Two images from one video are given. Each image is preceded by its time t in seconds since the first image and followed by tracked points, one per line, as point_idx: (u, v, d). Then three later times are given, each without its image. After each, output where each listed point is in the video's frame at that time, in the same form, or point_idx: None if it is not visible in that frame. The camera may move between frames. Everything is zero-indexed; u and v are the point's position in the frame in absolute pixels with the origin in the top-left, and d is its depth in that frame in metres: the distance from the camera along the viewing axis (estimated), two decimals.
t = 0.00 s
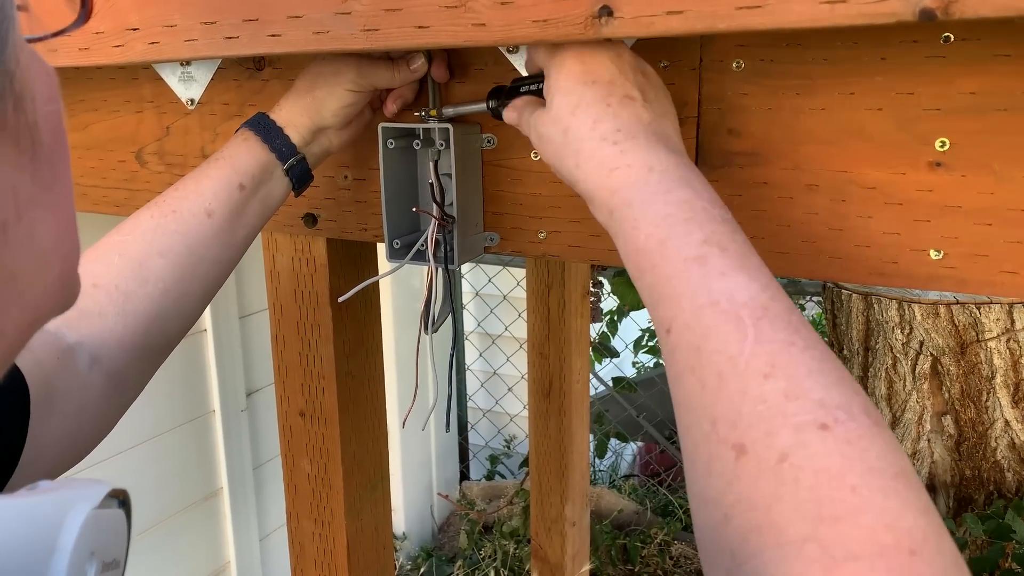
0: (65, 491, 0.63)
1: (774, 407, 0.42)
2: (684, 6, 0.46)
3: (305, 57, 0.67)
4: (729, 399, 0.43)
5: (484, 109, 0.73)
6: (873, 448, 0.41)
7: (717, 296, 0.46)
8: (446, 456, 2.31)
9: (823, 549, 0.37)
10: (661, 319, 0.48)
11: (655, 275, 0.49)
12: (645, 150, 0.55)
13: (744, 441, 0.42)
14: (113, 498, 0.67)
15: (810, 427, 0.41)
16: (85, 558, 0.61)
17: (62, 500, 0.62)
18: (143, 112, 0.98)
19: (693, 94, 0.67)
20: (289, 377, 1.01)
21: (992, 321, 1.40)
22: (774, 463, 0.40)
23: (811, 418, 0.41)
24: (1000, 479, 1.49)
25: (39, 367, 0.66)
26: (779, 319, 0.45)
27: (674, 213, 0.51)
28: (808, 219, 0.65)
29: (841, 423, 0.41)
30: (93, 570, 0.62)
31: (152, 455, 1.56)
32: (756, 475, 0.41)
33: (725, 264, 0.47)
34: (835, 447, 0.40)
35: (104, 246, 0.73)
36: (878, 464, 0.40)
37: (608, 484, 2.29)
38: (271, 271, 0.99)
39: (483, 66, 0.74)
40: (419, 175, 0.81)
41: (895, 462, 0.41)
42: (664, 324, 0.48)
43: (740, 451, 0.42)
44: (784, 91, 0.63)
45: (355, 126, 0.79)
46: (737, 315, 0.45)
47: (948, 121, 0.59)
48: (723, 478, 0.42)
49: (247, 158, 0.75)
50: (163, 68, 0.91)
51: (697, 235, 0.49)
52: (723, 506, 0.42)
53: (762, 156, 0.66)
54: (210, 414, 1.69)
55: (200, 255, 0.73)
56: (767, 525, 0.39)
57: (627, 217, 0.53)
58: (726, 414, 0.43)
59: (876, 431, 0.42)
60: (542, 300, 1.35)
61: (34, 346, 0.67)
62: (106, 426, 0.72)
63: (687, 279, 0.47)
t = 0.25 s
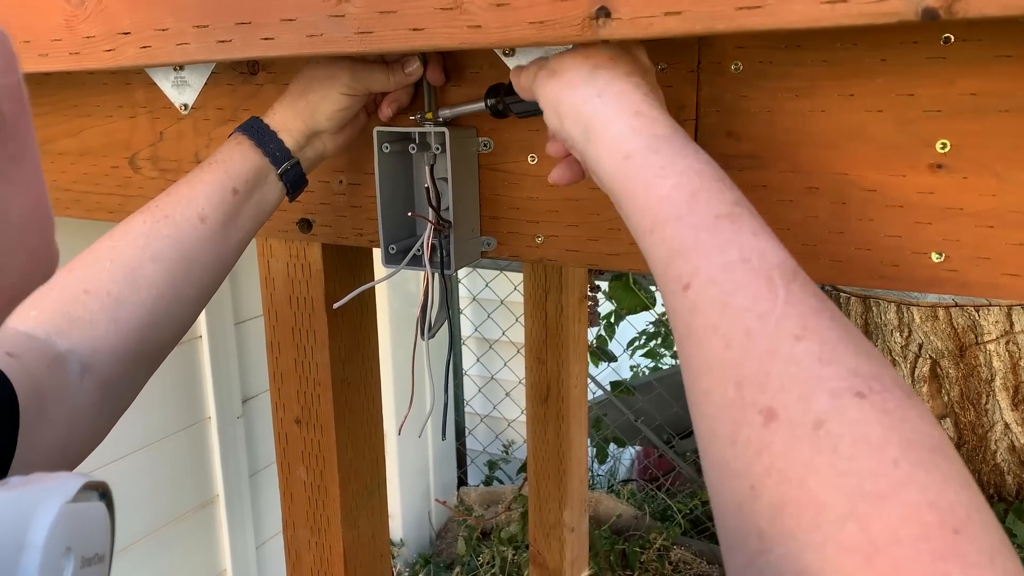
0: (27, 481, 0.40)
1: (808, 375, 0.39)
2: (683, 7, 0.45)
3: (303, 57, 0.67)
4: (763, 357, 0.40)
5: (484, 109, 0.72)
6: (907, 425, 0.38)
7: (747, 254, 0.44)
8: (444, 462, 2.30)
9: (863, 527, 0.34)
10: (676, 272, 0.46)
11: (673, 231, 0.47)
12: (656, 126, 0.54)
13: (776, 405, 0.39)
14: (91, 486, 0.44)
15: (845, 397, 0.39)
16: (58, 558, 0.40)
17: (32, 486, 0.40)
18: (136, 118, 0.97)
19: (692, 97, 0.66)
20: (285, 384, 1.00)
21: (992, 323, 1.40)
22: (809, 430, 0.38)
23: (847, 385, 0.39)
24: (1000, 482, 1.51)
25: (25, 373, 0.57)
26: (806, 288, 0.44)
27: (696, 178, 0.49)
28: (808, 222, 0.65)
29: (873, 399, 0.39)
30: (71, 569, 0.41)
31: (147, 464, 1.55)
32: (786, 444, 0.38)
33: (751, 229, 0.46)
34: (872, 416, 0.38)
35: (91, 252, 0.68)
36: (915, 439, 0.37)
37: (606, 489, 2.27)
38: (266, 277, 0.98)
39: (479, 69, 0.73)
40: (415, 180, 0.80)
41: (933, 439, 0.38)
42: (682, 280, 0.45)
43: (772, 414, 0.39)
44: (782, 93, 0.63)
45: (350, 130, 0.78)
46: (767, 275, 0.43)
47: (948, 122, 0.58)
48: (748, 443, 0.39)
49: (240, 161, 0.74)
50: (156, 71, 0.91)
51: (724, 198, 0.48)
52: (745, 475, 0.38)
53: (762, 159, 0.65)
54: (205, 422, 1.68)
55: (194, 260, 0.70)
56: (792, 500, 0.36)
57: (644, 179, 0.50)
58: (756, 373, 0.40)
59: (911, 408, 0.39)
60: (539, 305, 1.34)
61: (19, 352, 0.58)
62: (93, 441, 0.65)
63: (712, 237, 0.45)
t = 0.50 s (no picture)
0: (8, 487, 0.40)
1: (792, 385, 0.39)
2: (683, 7, 0.45)
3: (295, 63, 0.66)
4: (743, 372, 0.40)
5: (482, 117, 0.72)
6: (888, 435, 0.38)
7: (724, 273, 0.44)
8: (443, 466, 2.29)
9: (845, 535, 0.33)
10: (655, 295, 0.46)
11: (653, 249, 0.47)
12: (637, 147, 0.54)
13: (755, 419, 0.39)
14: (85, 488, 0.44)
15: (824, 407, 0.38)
16: (50, 561, 0.40)
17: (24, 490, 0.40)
18: (133, 121, 0.96)
19: (692, 99, 0.66)
20: (283, 390, 1.00)
21: (992, 325, 1.40)
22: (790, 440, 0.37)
23: (826, 397, 0.39)
24: (1000, 484, 1.51)
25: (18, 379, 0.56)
26: (784, 305, 0.44)
27: (675, 198, 0.49)
28: (808, 224, 0.64)
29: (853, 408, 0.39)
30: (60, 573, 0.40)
31: (143, 469, 1.54)
32: (767, 458, 0.37)
33: (730, 249, 0.46)
34: (853, 427, 0.37)
35: (86, 257, 0.68)
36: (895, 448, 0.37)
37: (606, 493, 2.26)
38: (265, 282, 0.97)
39: (478, 72, 0.73)
40: (413, 183, 0.80)
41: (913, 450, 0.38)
42: (661, 300, 0.45)
43: (753, 429, 0.38)
44: (783, 95, 0.62)
45: (348, 134, 0.78)
46: (745, 294, 0.43)
47: (950, 123, 0.58)
48: (730, 458, 0.38)
49: (238, 164, 0.74)
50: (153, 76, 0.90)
51: (700, 218, 0.48)
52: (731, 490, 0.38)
53: (762, 162, 0.65)
54: (203, 427, 1.67)
55: (191, 264, 0.69)
56: (781, 510, 0.36)
57: (624, 200, 0.51)
58: (735, 391, 0.40)
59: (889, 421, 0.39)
60: (538, 308, 1.34)
61: (11, 357, 0.57)
62: (88, 447, 0.64)
63: (691, 256, 0.45)
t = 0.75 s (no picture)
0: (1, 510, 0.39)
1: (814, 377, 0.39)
2: (685, 9, 0.44)
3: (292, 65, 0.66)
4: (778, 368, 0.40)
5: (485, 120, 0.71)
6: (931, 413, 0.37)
7: (772, 262, 0.43)
8: (442, 469, 2.29)
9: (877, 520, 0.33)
10: (701, 289, 0.45)
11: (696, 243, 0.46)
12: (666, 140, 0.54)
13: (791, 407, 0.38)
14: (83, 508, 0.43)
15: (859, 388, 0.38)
16: None
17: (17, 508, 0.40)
18: (129, 125, 0.96)
19: (692, 101, 0.65)
20: (281, 394, 0.99)
21: (992, 327, 1.39)
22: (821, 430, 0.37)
23: (891, 386, 0.38)
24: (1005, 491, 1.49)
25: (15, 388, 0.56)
26: (835, 292, 0.43)
27: (717, 188, 0.48)
28: (811, 227, 0.64)
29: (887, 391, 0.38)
30: None
31: (141, 474, 1.53)
32: (798, 452, 0.37)
33: (777, 237, 0.45)
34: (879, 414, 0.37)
35: (83, 263, 0.67)
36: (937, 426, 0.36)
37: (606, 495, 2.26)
38: (262, 285, 0.97)
39: (477, 74, 0.72)
40: (412, 187, 0.79)
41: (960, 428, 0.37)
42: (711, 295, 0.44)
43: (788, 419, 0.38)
44: (784, 96, 0.62)
45: (346, 137, 0.77)
46: (794, 281, 0.42)
47: (953, 125, 0.58)
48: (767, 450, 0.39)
49: (234, 168, 0.73)
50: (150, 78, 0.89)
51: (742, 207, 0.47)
52: (771, 484, 0.38)
53: (764, 164, 0.64)
54: (201, 431, 1.66)
55: (189, 269, 0.69)
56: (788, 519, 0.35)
57: (663, 191, 0.50)
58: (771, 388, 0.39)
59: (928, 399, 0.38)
60: (538, 311, 1.34)
61: (8, 365, 0.56)
62: (87, 455, 0.63)
63: (737, 248, 0.44)
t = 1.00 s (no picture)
0: None
1: (799, 404, 0.38)
2: (685, 11, 0.44)
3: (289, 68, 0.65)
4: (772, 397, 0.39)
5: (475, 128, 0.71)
6: (924, 416, 0.36)
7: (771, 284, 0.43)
8: (441, 471, 2.28)
9: (868, 535, 0.33)
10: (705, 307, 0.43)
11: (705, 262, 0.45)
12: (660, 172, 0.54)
13: (784, 423, 0.38)
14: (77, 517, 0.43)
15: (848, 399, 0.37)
16: None
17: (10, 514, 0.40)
18: (126, 126, 0.95)
19: (692, 103, 0.65)
20: (279, 397, 0.99)
21: (992, 329, 1.38)
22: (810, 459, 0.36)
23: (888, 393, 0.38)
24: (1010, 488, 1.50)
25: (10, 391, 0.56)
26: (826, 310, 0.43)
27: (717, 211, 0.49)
28: (811, 230, 0.63)
29: (874, 405, 0.37)
30: None
31: (139, 477, 1.53)
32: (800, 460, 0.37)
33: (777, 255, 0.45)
34: (866, 435, 0.36)
35: (79, 266, 0.67)
36: (928, 428, 0.36)
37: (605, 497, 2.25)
38: (260, 288, 0.96)
39: (475, 76, 0.72)
40: (410, 189, 0.79)
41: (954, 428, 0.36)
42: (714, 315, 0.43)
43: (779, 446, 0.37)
44: (783, 99, 0.61)
45: (344, 139, 0.77)
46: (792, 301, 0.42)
47: (954, 128, 0.57)
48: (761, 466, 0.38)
49: (231, 171, 0.73)
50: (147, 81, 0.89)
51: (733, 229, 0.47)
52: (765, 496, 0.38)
53: (764, 166, 0.64)
54: (199, 433, 1.66)
55: (186, 273, 0.68)
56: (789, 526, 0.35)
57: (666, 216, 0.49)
58: (766, 417, 0.38)
59: (921, 402, 0.37)
60: (537, 313, 1.33)
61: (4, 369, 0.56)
62: (82, 458, 0.63)
63: (742, 266, 0.44)
